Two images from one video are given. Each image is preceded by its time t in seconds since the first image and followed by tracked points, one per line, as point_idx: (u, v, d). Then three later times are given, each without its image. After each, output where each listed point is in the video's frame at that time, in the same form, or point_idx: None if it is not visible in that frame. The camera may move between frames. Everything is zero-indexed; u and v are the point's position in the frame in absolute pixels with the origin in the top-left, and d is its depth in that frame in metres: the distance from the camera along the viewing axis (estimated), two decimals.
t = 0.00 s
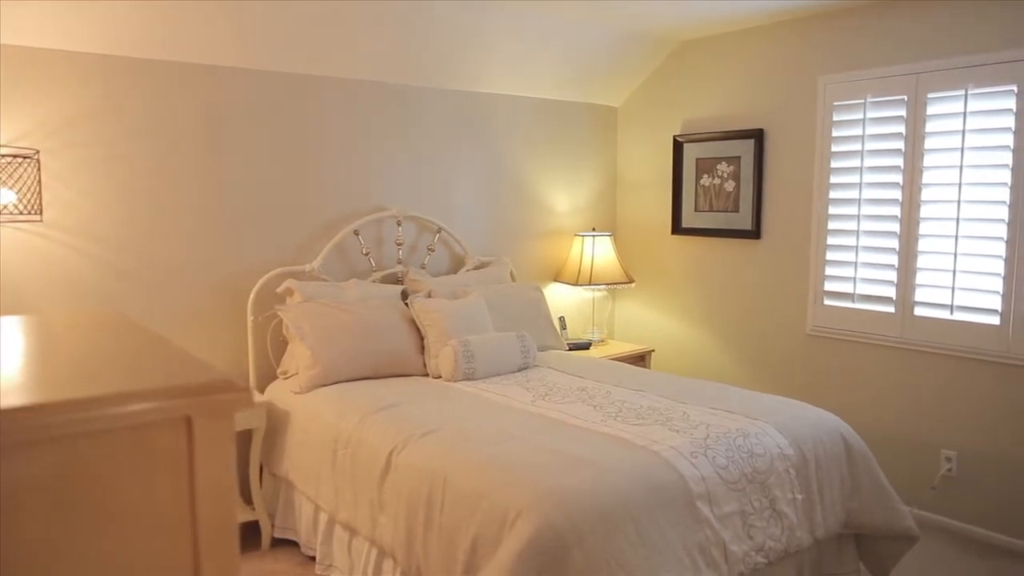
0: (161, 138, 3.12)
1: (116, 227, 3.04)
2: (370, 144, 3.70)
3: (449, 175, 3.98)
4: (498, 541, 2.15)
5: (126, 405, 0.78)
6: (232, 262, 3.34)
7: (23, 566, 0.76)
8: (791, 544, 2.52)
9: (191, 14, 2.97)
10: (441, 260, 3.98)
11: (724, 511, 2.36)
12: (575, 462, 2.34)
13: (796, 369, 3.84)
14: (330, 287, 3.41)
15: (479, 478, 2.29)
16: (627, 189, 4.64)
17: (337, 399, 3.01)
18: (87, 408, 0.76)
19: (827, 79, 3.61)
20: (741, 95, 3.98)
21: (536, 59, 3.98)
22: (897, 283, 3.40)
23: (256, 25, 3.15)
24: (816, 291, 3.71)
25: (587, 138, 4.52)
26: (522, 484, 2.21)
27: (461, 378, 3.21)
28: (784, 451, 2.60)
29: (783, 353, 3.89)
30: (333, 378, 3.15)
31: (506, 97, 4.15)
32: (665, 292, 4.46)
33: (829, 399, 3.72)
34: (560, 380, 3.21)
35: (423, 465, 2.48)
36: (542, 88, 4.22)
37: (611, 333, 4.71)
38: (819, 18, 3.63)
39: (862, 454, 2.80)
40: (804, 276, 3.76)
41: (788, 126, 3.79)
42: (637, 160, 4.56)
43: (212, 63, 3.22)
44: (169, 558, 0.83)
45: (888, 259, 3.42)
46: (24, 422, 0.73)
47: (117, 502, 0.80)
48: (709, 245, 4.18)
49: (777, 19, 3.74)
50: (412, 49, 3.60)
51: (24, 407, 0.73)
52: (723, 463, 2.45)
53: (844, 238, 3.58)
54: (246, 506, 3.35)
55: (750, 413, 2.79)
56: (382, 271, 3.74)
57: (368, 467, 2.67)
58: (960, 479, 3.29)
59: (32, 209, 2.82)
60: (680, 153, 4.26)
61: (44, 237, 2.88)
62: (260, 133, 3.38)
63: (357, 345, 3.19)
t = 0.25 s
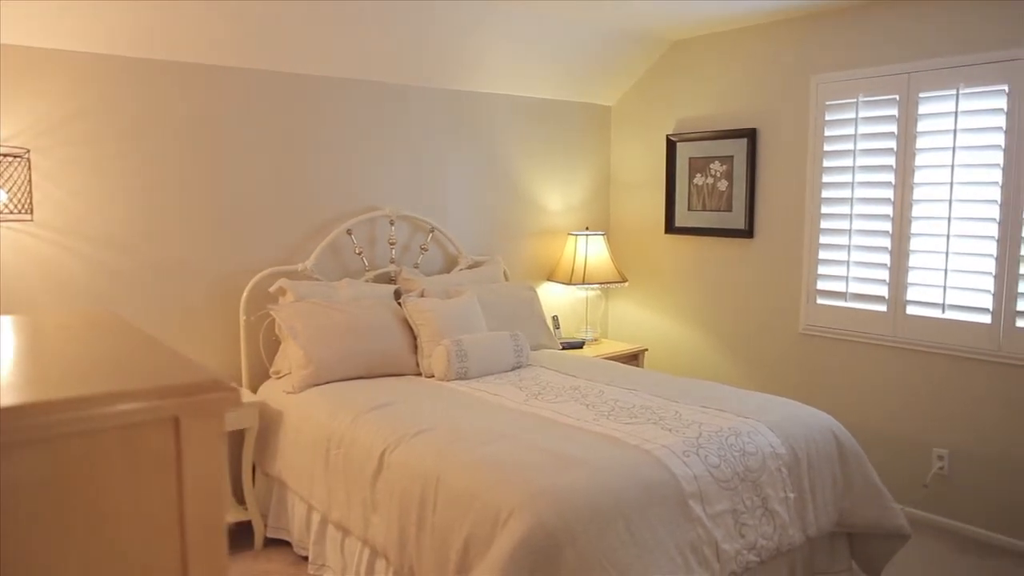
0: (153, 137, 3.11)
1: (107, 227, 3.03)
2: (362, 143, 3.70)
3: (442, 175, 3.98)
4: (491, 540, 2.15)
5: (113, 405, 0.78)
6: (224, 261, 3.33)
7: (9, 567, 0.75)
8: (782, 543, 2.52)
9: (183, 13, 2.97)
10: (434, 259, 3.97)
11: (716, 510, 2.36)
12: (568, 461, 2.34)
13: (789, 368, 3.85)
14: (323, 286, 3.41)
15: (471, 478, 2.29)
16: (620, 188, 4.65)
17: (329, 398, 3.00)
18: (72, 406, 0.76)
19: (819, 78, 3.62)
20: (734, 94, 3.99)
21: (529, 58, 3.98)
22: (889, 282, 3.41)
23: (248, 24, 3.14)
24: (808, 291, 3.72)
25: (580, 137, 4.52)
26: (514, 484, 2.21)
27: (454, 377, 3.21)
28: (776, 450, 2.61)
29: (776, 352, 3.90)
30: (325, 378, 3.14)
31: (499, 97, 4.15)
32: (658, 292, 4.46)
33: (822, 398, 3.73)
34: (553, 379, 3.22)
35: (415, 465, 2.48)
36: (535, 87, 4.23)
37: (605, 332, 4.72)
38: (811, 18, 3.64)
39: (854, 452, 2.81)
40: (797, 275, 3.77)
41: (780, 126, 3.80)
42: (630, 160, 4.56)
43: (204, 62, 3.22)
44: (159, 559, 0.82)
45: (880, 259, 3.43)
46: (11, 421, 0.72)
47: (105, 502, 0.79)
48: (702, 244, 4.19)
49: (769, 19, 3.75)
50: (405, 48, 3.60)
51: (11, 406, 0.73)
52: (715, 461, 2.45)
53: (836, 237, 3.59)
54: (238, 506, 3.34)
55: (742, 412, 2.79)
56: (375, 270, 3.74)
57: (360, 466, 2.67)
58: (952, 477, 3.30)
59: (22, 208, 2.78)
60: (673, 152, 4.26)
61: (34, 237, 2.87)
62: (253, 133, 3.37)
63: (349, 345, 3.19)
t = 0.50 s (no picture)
0: (143, 137, 3.10)
1: (97, 226, 3.02)
2: (354, 143, 3.69)
3: (435, 174, 3.97)
4: (482, 540, 2.15)
5: (100, 405, 0.77)
6: (216, 261, 3.33)
7: None
8: (774, 542, 2.53)
9: (173, 12, 2.96)
10: (426, 259, 3.97)
11: (707, 509, 2.37)
12: (559, 460, 2.35)
13: (780, 367, 3.86)
14: (315, 286, 3.40)
15: (462, 477, 2.29)
16: (612, 188, 4.65)
17: (321, 398, 3.00)
18: (59, 407, 0.75)
19: (810, 78, 3.63)
20: (726, 94, 3.99)
21: (521, 58, 3.98)
22: (880, 281, 3.42)
23: (239, 23, 3.13)
24: (800, 290, 3.73)
25: (572, 137, 4.52)
26: (505, 483, 2.21)
27: (446, 377, 3.21)
28: (767, 449, 2.61)
29: (768, 352, 3.90)
30: (317, 378, 3.14)
31: (491, 96, 4.15)
32: (651, 291, 4.47)
33: (813, 397, 3.74)
34: (545, 379, 3.22)
35: (406, 464, 2.48)
36: (528, 87, 4.23)
37: (597, 332, 4.72)
38: (802, 18, 3.64)
39: (845, 451, 2.81)
40: (788, 274, 3.78)
41: (771, 126, 3.80)
42: (623, 160, 4.57)
43: (195, 61, 3.20)
44: (144, 559, 0.82)
45: (871, 258, 3.44)
46: None
47: (91, 504, 0.79)
48: (694, 244, 4.19)
49: (760, 19, 3.76)
50: (396, 47, 3.59)
51: None
52: (706, 461, 2.45)
53: (827, 237, 3.60)
54: (230, 506, 3.33)
55: (734, 411, 2.80)
56: (367, 270, 3.73)
57: (352, 467, 2.66)
58: (943, 475, 3.31)
59: (12, 208, 2.77)
60: (665, 152, 4.27)
61: (23, 236, 2.85)
62: (244, 132, 3.36)
63: (341, 345, 3.18)
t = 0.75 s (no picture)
0: (134, 136, 3.09)
1: (87, 226, 3.01)
2: (346, 142, 3.69)
3: (427, 174, 3.97)
4: (473, 539, 2.15)
5: (85, 406, 0.77)
6: (207, 261, 3.32)
7: None
8: (765, 541, 2.53)
9: (164, 11, 2.95)
10: (419, 259, 3.97)
11: (698, 508, 2.37)
12: (550, 460, 2.35)
13: (772, 367, 3.87)
14: (307, 286, 3.40)
15: (453, 477, 2.28)
16: (605, 188, 4.66)
17: (313, 398, 2.99)
18: (44, 407, 0.75)
19: (801, 78, 3.64)
20: (718, 94, 4.00)
21: (514, 57, 3.98)
22: (871, 281, 3.43)
23: (230, 22, 3.12)
24: (792, 289, 3.74)
25: (565, 137, 4.53)
26: (496, 483, 2.21)
27: (438, 377, 3.21)
28: (758, 448, 2.62)
29: (759, 351, 3.91)
30: (308, 378, 3.13)
31: (484, 96, 4.15)
32: (643, 291, 4.47)
33: (805, 397, 3.75)
34: (537, 379, 3.22)
35: (398, 464, 2.48)
36: (520, 86, 4.23)
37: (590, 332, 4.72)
38: (794, 18, 3.65)
39: (836, 450, 2.82)
40: (780, 274, 3.79)
41: (763, 126, 3.81)
42: (615, 160, 4.57)
43: (187, 60, 3.19)
44: (131, 560, 0.81)
45: (863, 257, 3.45)
46: None
47: (76, 505, 0.78)
48: (687, 243, 4.20)
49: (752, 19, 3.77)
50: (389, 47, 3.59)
51: None
52: (697, 460, 2.46)
53: (819, 236, 3.61)
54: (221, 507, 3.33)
55: (725, 411, 2.80)
56: (359, 270, 3.73)
57: (343, 467, 2.66)
58: (933, 474, 3.33)
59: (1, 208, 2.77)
60: (658, 152, 4.27)
61: (13, 235, 2.84)
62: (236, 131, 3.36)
63: (333, 345, 3.18)
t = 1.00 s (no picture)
0: (126, 135, 3.08)
1: (78, 225, 2.99)
2: (338, 142, 3.68)
3: (419, 173, 3.97)
4: (464, 539, 2.15)
5: (71, 405, 0.76)
6: (199, 261, 3.31)
7: None
8: (756, 539, 2.54)
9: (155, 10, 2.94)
10: (411, 258, 3.96)
11: (690, 507, 2.37)
12: (542, 459, 2.35)
13: (764, 366, 3.88)
14: (298, 286, 3.39)
15: (444, 476, 2.28)
16: (598, 187, 4.66)
17: (304, 398, 2.99)
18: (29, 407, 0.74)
19: (793, 77, 3.64)
20: (710, 93, 4.01)
21: (506, 57, 3.98)
22: (862, 280, 3.44)
23: (221, 21, 3.12)
24: (784, 289, 3.75)
25: (557, 136, 4.53)
26: (487, 482, 2.21)
27: (430, 376, 3.20)
28: (749, 447, 2.62)
29: (752, 350, 3.92)
30: (300, 378, 3.13)
31: (477, 95, 4.15)
32: (636, 290, 4.48)
33: (797, 395, 3.76)
34: (529, 378, 3.22)
35: (389, 464, 2.47)
36: (513, 86, 4.23)
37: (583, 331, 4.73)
38: (786, 17, 3.66)
39: (827, 448, 2.83)
40: (772, 273, 3.80)
41: (755, 125, 3.82)
42: (608, 159, 4.58)
43: (178, 60, 3.18)
44: (118, 562, 0.81)
45: (854, 256, 3.46)
46: None
47: (62, 506, 0.78)
48: (679, 243, 4.21)
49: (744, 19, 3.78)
50: (381, 46, 3.59)
51: None
52: (688, 459, 2.46)
53: (811, 235, 3.62)
54: (213, 507, 3.32)
55: (717, 410, 2.81)
56: (352, 270, 3.72)
57: (335, 466, 2.65)
58: (925, 472, 3.34)
59: None
60: (650, 151, 4.28)
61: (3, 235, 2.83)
62: (227, 131, 3.35)
63: (325, 344, 3.17)
